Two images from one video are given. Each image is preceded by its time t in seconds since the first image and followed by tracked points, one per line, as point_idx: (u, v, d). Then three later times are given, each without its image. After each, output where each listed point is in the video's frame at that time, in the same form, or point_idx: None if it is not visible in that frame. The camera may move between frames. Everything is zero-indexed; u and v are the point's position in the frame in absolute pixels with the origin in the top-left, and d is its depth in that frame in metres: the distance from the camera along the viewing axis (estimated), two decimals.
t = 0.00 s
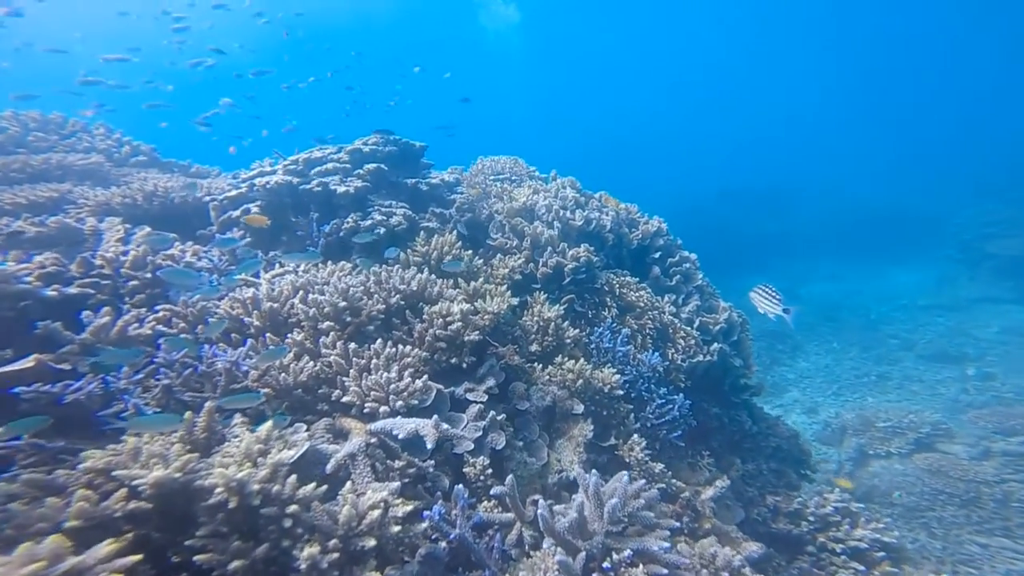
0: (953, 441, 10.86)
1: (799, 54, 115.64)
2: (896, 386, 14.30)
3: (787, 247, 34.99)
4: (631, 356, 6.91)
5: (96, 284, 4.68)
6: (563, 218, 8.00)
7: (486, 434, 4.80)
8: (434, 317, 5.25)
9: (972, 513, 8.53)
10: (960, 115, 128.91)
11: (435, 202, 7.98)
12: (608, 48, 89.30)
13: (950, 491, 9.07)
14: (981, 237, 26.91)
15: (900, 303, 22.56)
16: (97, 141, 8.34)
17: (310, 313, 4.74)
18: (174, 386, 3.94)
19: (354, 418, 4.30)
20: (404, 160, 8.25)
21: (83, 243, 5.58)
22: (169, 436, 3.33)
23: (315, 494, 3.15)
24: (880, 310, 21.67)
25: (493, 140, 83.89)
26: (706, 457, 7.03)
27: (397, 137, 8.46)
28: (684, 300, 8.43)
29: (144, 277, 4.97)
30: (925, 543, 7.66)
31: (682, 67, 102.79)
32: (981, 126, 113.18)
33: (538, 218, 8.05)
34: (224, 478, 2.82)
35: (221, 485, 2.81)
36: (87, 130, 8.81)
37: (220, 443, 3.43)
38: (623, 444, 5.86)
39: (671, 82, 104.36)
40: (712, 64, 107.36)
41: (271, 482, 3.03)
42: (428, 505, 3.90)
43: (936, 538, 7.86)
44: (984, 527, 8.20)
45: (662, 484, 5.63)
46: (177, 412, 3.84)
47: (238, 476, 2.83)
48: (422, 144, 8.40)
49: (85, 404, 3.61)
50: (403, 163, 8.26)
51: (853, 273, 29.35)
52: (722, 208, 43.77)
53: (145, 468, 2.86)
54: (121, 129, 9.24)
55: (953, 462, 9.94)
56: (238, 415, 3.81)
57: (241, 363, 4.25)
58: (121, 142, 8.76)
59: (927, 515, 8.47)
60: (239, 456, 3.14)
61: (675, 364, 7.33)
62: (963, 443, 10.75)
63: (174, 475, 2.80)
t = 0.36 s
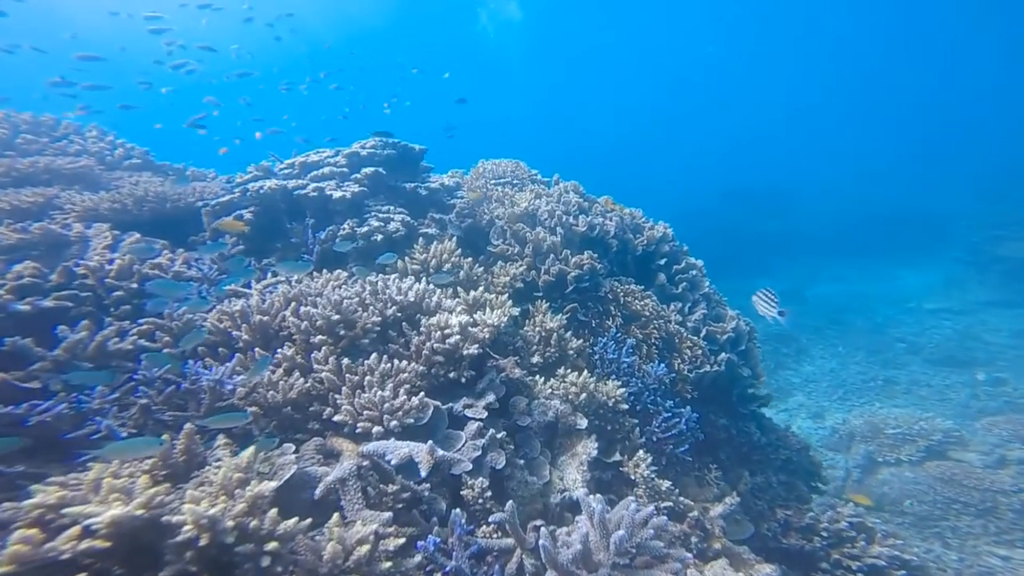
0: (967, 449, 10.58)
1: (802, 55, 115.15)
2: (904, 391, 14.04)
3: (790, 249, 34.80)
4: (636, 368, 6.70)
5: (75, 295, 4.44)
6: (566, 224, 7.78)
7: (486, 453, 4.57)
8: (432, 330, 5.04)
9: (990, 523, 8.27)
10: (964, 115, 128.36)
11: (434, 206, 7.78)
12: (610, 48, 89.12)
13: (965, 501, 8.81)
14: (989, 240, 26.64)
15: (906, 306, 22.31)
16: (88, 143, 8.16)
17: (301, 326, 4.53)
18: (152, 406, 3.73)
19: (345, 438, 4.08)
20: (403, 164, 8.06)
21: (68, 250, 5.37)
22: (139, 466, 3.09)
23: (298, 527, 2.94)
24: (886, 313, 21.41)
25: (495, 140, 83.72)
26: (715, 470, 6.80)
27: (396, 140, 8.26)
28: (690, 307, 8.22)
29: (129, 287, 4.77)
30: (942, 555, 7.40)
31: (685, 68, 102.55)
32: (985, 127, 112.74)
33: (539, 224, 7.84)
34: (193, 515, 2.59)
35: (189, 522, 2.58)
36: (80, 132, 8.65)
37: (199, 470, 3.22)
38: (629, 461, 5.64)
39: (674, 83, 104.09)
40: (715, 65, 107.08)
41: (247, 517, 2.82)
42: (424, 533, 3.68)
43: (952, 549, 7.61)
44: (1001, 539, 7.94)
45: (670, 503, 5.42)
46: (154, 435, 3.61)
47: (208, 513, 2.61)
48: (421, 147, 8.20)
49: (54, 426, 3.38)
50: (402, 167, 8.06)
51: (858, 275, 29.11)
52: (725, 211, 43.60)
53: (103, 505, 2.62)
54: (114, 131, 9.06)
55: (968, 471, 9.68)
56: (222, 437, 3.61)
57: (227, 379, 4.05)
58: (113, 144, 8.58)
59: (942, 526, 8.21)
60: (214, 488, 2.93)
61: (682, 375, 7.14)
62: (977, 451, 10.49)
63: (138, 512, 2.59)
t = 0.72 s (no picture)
0: (991, 458, 10.19)
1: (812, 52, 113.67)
2: (920, 397, 13.65)
3: (801, 251, 34.35)
4: (648, 380, 6.47)
5: (66, 307, 4.27)
6: (575, 229, 7.55)
7: (493, 474, 4.37)
8: (437, 342, 4.85)
9: (1020, 536, 7.91)
10: (979, 113, 126.13)
11: (440, 211, 7.59)
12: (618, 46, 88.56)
13: (993, 512, 8.46)
14: (1009, 242, 26.01)
15: (921, 309, 21.86)
16: (91, 145, 8.05)
17: (301, 340, 4.34)
18: (141, 425, 3.56)
19: (345, 458, 3.89)
20: (408, 167, 7.88)
21: (64, 256, 5.24)
22: (121, 495, 2.90)
23: (291, 564, 2.76)
24: (902, 316, 20.92)
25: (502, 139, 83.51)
26: (729, 485, 6.59)
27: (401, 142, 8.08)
28: (703, 315, 7.97)
29: (124, 297, 4.62)
30: (971, 569, 7.08)
31: (694, 67, 101.71)
32: (1000, 125, 110.80)
33: (548, 229, 7.62)
34: (170, 555, 2.45)
35: (165, 564, 2.43)
36: (83, 133, 8.55)
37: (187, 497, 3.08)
38: (641, 480, 5.43)
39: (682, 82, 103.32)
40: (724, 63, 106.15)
41: (231, 556, 2.66)
42: (428, 563, 3.51)
43: (981, 562, 7.28)
44: None
45: (685, 523, 5.25)
46: (142, 457, 3.43)
47: (185, 554, 2.46)
48: (426, 149, 8.01)
49: (34, 447, 3.22)
50: (406, 170, 7.89)
51: (870, 276, 28.64)
52: (734, 212, 43.11)
53: (65, 546, 2.50)
54: (117, 133, 8.95)
55: (994, 481, 9.31)
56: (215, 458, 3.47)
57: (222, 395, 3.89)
58: (115, 145, 8.47)
59: (971, 539, 7.86)
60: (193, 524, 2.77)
61: (695, 386, 6.92)
62: (1003, 460, 10.10)
63: (105, 554, 2.48)
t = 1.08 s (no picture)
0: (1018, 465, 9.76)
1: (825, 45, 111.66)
2: (939, 400, 13.25)
3: (814, 249, 33.80)
4: (660, 390, 6.24)
5: (55, 317, 4.11)
6: (585, 232, 7.30)
7: (500, 494, 4.18)
8: (442, 355, 4.66)
9: None
10: (998, 107, 123.38)
11: (446, 213, 7.39)
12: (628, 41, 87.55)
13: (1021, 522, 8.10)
14: None
15: (939, 309, 21.32)
16: (92, 145, 7.93)
17: (300, 352, 4.17)
18: (129, 445, 3.40)
19: (345, 479, 3.71)
20: (413, 169, 7.70)
21: (62, 260, 5.13)
22: (94, 526, 2.72)
23: None
24: (918, 316, 20.40)
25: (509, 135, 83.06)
26: (745, 498, 6.36)
27: (406, 142, 7.87)
28: (717, 322, 7.72)
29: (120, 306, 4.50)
30: None
31: (704, 61, 100.29)
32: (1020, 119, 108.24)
33: (556, 232, 7.39)
34: None
35: None
36: (87, 133, 8.45)
37: (171, 525, 2.94)
38: (654, 497, 5.22)
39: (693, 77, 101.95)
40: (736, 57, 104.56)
41: None
42: None
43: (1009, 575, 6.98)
44: None
45: (701, 543, 5.05)
46: (130, 479, 3.29)
47: None
48: (432, 149, 7.81)
49: (11, 469, 3.07)
50: (412, 171, 7.70)
51: (886, 275, 28.07)
52: (745, 211, 42.55)
53: None
54: (120, 132, 8.84)
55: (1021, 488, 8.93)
56: (205, 480, 3.30)
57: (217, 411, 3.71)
58: (119, 145, 8.35)
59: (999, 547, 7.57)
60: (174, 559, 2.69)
61: (710, 397, 6.68)
62: None
63: None
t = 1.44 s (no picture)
0: None
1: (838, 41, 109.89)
2: (955, 405, 12.89)
3: (825, 250, 33.34)
4: (672, 403, 6.00)
5: (42, 329, 3.95)
6: (595, 238, 7.07)
7: (507, 518, 3.97)
8: (446, 369, 4.47)
9: None
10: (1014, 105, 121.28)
11: (452, 217, 7.20)
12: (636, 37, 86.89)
13: None
14: None
15: (955, 311, 20.84)
16: (94, 144, 7.80)
17: (298, 368, 3.99)
18: (112, 467, 3.22)
19: (343, 503, 3.51)
20: (419, 171, 7.51)
21: (58, 265, 4.99)
22: (60, 563, 2.53)
23: None
24: (933, 318, 19.93)
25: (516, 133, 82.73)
26: (760, 513, 6.13)
27: (411, 144, 7.68)
28: (731, 331, 7.48)
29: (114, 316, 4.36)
30: None
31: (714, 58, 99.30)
32: None
33: (565, 237, 7.18)
34: None
35: None
36: (89, 132, 8.33)
37: (152, 557, 2.76)
38: (666, 517, 5.00)
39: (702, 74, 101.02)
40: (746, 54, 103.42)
41: None
42: None
43: None
44: None
45: (717, 566, 4.81)
46: (111, 504, 3.09)
47: None
48: (438, 151, 7.62)
49: None
50: (417, 173, 7.52)
51: (900, 276, 27.57)
52: (754, 211, 42.07)
53: None
54: (123, 131, 8.71)
55: None
56: (193, 507, 3.14)
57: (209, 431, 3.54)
58: (121, 145, 8.22)
59: None
60: None
61: (724, 410, 6.44)
62: None
63: None
